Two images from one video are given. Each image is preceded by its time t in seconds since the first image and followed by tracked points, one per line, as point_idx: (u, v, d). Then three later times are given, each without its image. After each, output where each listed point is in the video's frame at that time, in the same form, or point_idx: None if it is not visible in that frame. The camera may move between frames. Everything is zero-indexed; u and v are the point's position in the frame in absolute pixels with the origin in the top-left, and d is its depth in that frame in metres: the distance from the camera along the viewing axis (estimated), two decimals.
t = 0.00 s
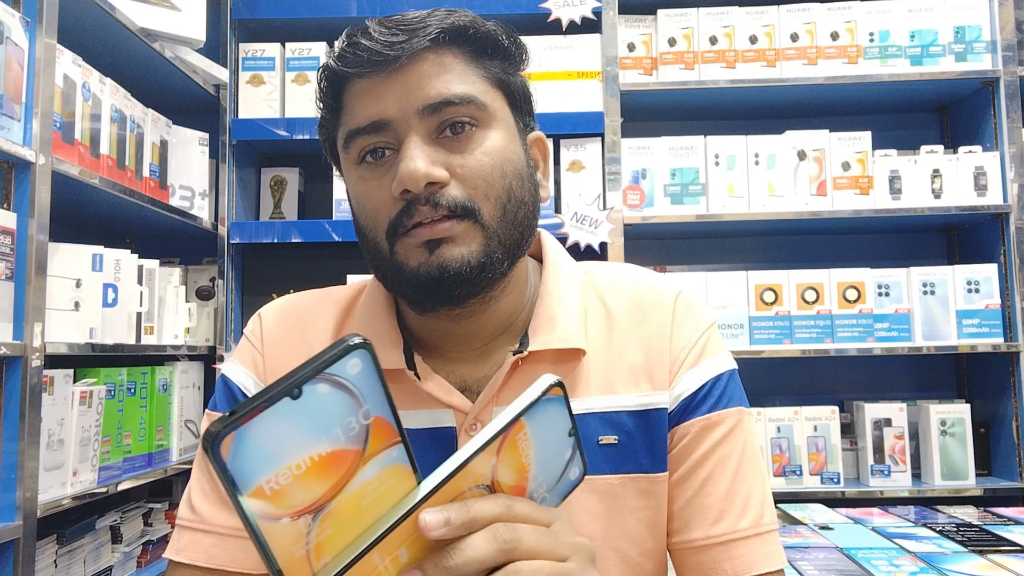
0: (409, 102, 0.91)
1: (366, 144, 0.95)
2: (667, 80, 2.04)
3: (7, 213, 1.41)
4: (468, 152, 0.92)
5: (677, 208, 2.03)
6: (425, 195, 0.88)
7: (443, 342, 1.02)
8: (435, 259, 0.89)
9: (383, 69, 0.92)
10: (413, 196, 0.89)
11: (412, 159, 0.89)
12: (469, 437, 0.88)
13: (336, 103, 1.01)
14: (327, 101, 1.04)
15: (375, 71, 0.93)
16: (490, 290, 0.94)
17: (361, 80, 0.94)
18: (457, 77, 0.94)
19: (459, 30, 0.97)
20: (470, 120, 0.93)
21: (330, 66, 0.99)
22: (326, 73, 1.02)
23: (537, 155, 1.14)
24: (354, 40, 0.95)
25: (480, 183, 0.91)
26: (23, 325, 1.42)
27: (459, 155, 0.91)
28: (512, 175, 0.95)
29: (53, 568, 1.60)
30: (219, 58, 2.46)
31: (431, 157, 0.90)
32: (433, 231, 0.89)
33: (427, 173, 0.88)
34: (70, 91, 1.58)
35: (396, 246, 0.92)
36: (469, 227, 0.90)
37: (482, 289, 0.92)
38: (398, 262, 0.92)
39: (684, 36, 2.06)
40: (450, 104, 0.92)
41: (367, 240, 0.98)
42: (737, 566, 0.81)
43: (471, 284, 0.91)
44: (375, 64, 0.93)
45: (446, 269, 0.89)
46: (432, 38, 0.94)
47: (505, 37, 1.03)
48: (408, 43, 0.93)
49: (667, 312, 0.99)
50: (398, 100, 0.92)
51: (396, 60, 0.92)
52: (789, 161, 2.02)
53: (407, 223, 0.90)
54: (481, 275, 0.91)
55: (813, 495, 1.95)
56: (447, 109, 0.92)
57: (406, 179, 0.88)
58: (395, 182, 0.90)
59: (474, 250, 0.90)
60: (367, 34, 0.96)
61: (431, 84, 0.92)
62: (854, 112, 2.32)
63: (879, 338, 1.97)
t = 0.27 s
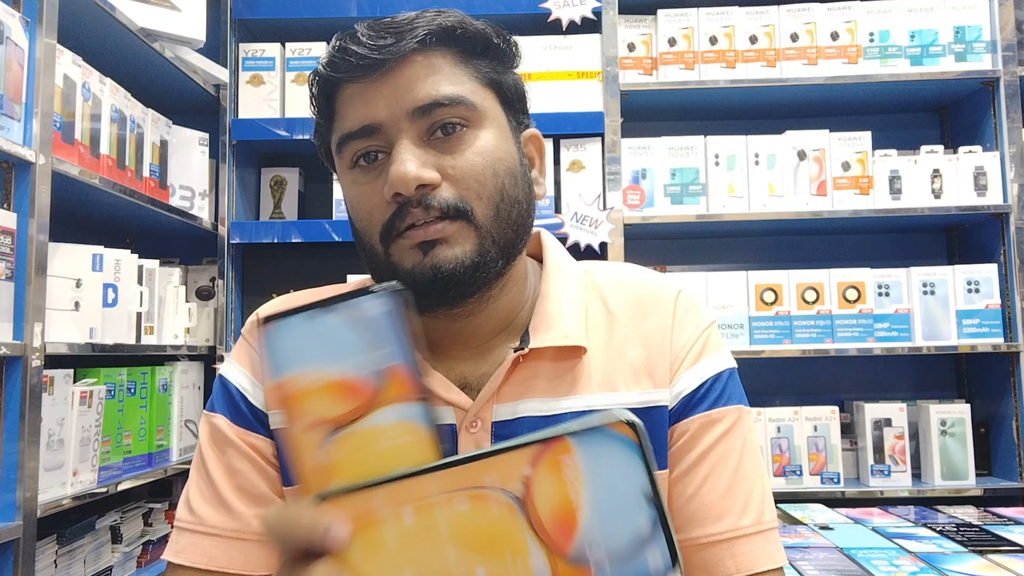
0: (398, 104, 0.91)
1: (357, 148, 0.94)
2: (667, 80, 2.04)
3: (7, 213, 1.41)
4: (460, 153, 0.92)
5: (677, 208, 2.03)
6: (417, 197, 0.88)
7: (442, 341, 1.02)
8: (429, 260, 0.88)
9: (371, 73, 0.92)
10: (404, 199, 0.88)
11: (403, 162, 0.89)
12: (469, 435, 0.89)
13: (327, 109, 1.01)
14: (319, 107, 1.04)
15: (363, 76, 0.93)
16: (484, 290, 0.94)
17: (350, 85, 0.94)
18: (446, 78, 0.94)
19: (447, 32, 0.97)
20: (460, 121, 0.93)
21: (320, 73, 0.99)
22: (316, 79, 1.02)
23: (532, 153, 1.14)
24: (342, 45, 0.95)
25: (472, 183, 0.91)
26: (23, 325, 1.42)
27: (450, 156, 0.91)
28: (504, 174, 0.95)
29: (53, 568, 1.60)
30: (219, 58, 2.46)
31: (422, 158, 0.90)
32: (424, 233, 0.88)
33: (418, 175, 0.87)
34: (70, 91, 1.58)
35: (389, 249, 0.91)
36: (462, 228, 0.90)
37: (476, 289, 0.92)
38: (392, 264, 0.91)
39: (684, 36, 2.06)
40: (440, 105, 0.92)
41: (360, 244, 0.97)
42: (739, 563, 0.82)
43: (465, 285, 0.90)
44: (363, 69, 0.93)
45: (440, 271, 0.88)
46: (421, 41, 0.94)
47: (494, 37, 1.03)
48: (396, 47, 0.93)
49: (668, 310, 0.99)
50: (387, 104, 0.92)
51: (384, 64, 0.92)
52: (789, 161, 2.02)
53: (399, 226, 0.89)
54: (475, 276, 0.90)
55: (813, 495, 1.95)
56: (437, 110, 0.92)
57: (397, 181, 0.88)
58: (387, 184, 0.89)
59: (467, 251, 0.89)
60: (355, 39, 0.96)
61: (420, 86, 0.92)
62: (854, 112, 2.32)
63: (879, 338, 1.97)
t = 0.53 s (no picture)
0: (392, 107, 0.92)
1: (354, 151, 0.95)
2: (667, 80, 2.04)
3: (7, 213, 1.41)
4: (454, 154, 0.92)
5: (677, 208, 2.03)
6: (412, 199, 0.89)
7: (442, 340, 1.02)
8: (424, 262, 0.89)
9: (366, 76, 0.93)
10: (399, 201, 0.89)
11: (397, 165, 0.89)
12: (469, 433, 0.89)
13: (324, 110, 1.01)
14: (316, 109, 1.04)
15: (358, 79, 0.93)
16: (481, 290, 0.94)
17: (344, 88, 0.95)
18: (439, 80, 0.94)
19: (441, 32, 0.97)
20: (454, 122, 0.93)
21: (316, 75, 1.00)
22: (313, 83, 1.02)
23: (530, 152, 1.13)
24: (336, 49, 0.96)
25: (466, 185, 0.91)
26: (23, 325, 1.42)
27: (445, 158, 0.91)
28: (500, 174, 0.95)
29: (53, 568, 1.60)
30: (219, 58, 2.46)
31: (417, 161, 0.91)
32: (420, 236, 0.89)
33: (412, 178, 0.88)
34: (70, 91, 1.58)
35: (386, 251, 0.92)
36: (456, 230, 0.90)
37: (473, 290, 0.93)
38: (390, 266, 0.92)
39: (684, 36, 2.06)
40: (434, 107, 0.92)
41: (359, 246, 0.98)
42: (739, 562, 0.82)
43: (461, 286, 0.91)
44: (358, 72, 0.93)
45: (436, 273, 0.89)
46: (413, 43, 0.94)
47: (489, 35, 1.02)
48: (389, 49, 0.93)
49: (668, 309, 0.99)
50: (382, 106, 0.92)
51: (378, 67, 0.92)
52: (789, 161, 2.02)
53: (395, 229, 0.90)
54: (470, 278, 0.91)
55: (813, 495, 1.95)
56: (430, 113, 0.92)
57: (392, 184, 0.88)
58: (382, 187, 0.90)
59: (463, 252, 0.90)
60: (349, 42, 0.96)
61: (414, 88, 0.92)
62: (854, 112, 2.32)
63: (879, 338, 1.97)
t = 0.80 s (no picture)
0: (387, 109, 0.92)
1: (349, 153, 0.95)
2: (667, 80, 2.04)
3: (7, 213, 1.41)
4: (448, 157, 0.92)
5: (677, 208, 2.03)
6: (406, 202, 0.89)
7: (440, 340, 1.02)
8: (418, 265, 0.89)
9: (361, 78, 0.93)
10: (393, 204, 0.90)
11: (391, 167, 0.89)
12: (466, 433, 0.88)
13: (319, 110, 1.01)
14: (311, 108, 1.04)
15: (352, 80, 0.93)
16: (476, 293, 0.94)
17: (339, 89, 0.95)
18: (435, 81, 0.94)
19: (436, 33, 0.97)
20: (449, 125, 0.93)
21: (311, 75, 1.00)
22: (308, 83, 1.02)
23: (525, 152, 1.13)
24: (331, 49, 0.95)
25: (460, 188, 0.91)
26: (23, 325, 1.42)
27: (439, 160, 0.92)
28: (495, 176, 0.95)
29: (53, 568, 1.60)
30: (219, 58, 2.46)
31: (411, 163, 0.91)
32: (414, 239, 0.89)
33: (406, 181, 0.88)
34: (70, 91, 1.58)
35: (380, 253, 0.93)
36: (450, 233, 0.90)
37: (467, 293, 0.93)
38: (384, 269, 0.93)
39: (684, 36, 2.06)
40: (429, 109, 0.92)
41: (353, 247, 0.98)
42: (735, 562, 0.82)
43: (455, 289, 0.91)
44: (353, 73, 0.93)
45: (429, 276, 0.89)
46: (408, 44, 0.94)
47: (484, 36, 1.02)
48: (383, 50, 0.93)
49: (667, 310, 0.99)
50: (377, 108, 0.92)
51: (372, 69, 0.92)
52: (789, 161, 2.02)
53: (389, 231, 0.90)
54: (464, 281, 0.91)
55: (813, 495, 1.95)
56: (425, 115, 0.92)
57: (386, 187, 0.89)
58: (376, 190, 0.90)
59: (457, 255, 0.90)
60: (344, 43, 0.96)
61: (409, 90, 0.92)
62: (854, 112, 2.32)
63: (879, 338, 1.97)
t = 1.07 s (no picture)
0: (385, 105, 0.92)
1: (345, 148, 0.95)
2: (667, 80, 2.04)
3: (7, 213, 1.41)
4: (445, 154, 0.92)
5: (677, 208, 2.03)
6: (402, 197, 0.89)
7: (436, 340, 1.02)
8: (413, 260, 0.89)
9: (359, 73, 0.93)
10: (389, 199, 0.89)
11: (388, 162, 0.89)
12: (463, 433, 0.89)
13: (317, 107, 1.01)
14: (308, 106, 1.05)
15: (351, 76, 0.93)
16: (471, 290, 0.94)
17: (337, 85, 0.95)
18: (433, 79, 0.94)
19: (435, 31, 0.97)
20: (447, 122, 0.93)
21: (309, 72, 1.00)
22: (305, 80, 1.03)
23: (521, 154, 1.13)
24: (330, 46, 0.96)
25: (457, 184, 0.91)
26: (23, 325, 1.42)
27: (436, 157, 0.91)
28: (492, 174, 0.95)
29: (53, 568, 1.60)
30: (219, 58, 2.46)
31: (408, 159, 0.91)
32: (409, 233, 0.89)
33: (402, 175, 0.88)
34: (70, 91, 1.58)
35: (375, 249, 0.92)
36: (446, 229, 0.90)
37: (462, 290, 0.92)
38: (378, 264, 0.92)
39: (684, 36, 2.06)
40: (426, 106, 0.92)
41: (349, 244, 0.98)
42: (734, 563, 0.81)
43: (450, 285, 0.91)
44: (351, 69, 0.93)
45: (425, 271, 0.89)
46: (407, 41, 0.94)
47: (483, 36, 1.02)
48: (382, 46, 0.93)
49: (664, 310, 0.99)
50: (374, 104, 0.92)
51: (371, 64, 0.92)
52: (789, 161, 2.02)
53: (384, 226, 0.90)
54: (459, 277, 0.91)
55: (813, 495, 1.95)
56: (422, 111, 0.92)
57: (382, 182, 0.88)
58: (372, 185, 0.90)
59: (452, 251, 0.90)
60: (342, 40, 0.96)
61: (407, 87, 0.92)
62: (854, 112, 2.32)
63: (879, 338, 1.97)
